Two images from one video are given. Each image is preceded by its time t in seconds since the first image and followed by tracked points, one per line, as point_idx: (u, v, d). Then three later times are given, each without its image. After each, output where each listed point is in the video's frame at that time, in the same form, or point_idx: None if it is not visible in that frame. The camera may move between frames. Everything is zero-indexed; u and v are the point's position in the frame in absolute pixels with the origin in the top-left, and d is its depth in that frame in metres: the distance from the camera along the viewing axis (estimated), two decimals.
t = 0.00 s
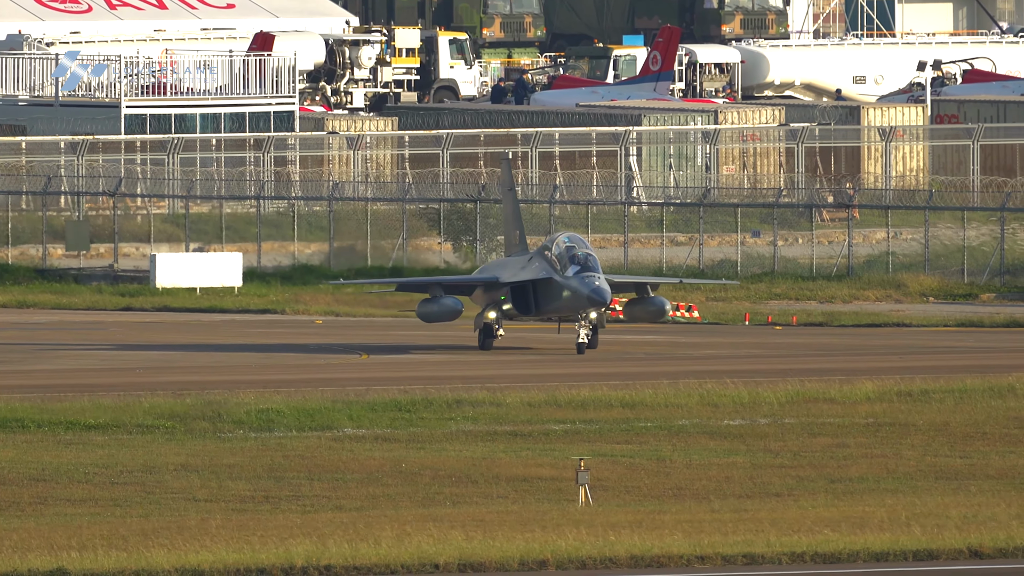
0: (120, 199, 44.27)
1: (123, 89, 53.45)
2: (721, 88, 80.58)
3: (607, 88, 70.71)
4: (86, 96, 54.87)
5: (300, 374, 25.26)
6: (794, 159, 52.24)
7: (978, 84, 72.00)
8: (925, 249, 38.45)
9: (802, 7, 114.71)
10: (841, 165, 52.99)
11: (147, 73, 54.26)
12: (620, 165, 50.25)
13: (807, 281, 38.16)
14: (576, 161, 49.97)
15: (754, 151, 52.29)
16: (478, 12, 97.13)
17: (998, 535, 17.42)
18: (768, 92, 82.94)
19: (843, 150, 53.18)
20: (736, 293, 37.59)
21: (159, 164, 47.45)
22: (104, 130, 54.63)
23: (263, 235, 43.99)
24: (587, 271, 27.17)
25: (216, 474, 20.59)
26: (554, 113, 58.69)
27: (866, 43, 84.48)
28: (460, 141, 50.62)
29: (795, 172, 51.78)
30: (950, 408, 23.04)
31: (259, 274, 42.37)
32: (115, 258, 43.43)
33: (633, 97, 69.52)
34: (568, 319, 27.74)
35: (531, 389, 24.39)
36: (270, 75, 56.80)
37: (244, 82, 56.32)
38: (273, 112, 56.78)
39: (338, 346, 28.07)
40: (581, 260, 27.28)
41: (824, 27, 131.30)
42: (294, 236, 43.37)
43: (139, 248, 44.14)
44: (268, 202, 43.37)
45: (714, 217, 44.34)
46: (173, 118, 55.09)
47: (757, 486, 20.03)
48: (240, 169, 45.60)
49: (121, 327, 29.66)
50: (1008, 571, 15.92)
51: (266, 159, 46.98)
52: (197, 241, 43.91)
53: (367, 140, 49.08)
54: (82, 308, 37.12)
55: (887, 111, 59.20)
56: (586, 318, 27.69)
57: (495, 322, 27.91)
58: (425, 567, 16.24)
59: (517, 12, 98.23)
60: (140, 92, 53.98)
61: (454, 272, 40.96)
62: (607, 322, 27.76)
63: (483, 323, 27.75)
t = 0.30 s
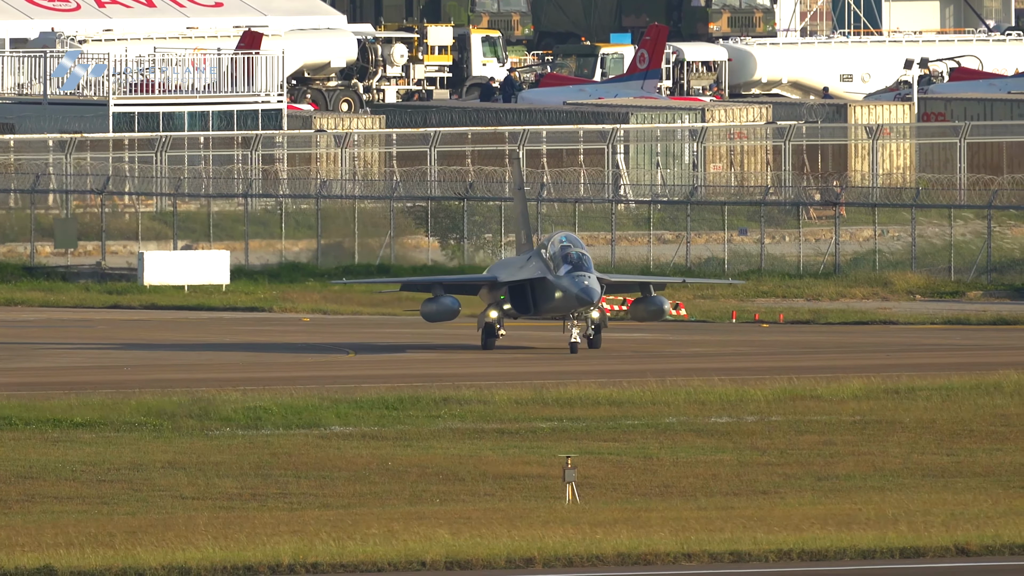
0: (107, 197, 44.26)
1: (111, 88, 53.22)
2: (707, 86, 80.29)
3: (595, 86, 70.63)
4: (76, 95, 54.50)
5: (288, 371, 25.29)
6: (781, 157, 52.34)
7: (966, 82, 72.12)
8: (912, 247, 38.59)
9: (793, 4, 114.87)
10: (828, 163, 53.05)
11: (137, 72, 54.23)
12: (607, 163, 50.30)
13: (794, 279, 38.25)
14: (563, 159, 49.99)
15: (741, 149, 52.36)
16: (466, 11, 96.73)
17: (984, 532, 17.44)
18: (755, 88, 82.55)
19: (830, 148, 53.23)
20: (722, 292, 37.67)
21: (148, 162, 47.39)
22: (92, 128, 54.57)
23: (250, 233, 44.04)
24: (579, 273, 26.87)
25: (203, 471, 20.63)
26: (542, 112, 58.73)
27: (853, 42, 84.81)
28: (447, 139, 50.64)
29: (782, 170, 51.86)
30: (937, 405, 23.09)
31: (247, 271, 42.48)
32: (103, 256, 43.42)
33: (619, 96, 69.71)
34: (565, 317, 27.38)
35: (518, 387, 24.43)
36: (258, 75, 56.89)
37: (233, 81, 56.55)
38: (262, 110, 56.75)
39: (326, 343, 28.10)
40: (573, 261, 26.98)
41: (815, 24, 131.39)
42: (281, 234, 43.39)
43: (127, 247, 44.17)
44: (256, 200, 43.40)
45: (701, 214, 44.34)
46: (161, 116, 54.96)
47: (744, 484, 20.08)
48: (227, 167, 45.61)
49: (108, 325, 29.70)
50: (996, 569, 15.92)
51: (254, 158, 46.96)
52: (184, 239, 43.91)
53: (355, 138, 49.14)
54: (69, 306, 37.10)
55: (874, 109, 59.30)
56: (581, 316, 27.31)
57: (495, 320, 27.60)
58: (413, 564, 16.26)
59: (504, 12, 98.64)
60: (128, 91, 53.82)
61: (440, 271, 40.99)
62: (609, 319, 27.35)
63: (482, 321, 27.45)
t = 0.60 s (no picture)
0: (94, 195, 44.11)
1: (98, 86, 52.85)
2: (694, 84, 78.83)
3: (580, 85, 69.95)
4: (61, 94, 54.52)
5: (274, 370, 25.31)
6: (767, 156, 52.35)
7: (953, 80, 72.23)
8: (898, 246, 38.66)
9: None
10: (814, 161, 53.02)
11: (122, 71, 53.88)
12: (592, 161, 50.25)
13: (780, 277, 38.23)
14: (549, 158, 49.94)
15: (727, 148, 52.38)
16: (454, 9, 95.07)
17: (970, 531, 17.46)
18: (741, 88, 83.08)
19: (816, 146, 53.21)
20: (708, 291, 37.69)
21: (133, 161, 47.27)
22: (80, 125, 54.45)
23: (236, 231, 44.05)
24: (564, 272, 26.53)
25: (188, 469, 20.66)
26: (528, 109, 58.68)
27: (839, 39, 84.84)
28: (433, 137, 50.56)
29: (767, 168, 51.87)
30: (923, 404, 23.13)
31: (233, 270, 42.52)
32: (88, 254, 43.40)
33: (606, 94, 69.82)
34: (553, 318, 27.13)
35: (504, 386, 24.46)
36: (245, 72, 56.92)
37: (218, 79, 56.34)
38: (248, 108, 56.98)
39: (311, 342, 28.12)
40: (559, 260, 26.64)
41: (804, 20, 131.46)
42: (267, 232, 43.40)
43: (112, 245, 44.19)
44: (241, 198, 43.44)
45: (687, 213, 44.27)
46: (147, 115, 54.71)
47: (729, 482, 20.12)
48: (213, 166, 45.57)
49: (93, 324, 29.68)
50: (980, 569, 15.95)
51: (240, 156, 46.88)
52: (170, 237, 43.85)
53: (340, 136, 49.05)
54: (54, 304, 37.02)
55: (860, 107, 59.31)
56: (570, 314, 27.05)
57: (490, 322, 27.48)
58: (399, 562, 16.31)
59: (491, 9, 98.62)
60: (114, 89, 53.53)
61: (423, 271, 40.97)
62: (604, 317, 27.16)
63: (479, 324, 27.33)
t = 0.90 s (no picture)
0: (79, 194, 44.14)
1: (82, 84, 52.62)
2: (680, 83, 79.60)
3: (564, 84, 69.90)
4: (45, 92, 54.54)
5: (260, 368, 25.32)
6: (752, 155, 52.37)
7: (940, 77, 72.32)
8: (884, 244, 38.67)
9: None
10: (800, 159, 53.01)
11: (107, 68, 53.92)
12: (577, 160, 50.21)
13: (765, 276, 38.25)
14: (534, 156, 49.89)
15: (712, 146, 52.46)
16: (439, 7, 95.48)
17: (956, 531, 17.47)
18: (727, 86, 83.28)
19: (801, 145, 53.19)
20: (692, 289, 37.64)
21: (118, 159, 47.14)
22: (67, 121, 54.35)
23: (221, 229, 44.11)
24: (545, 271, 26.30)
25: (173, 469, 20.65)
26: (513, 107, 58.66)
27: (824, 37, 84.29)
28: (418, 135, 50.50)
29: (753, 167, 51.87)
30: (908, 403, 23.15)
31: (217, 267, 42.51)
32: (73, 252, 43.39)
33: (590, 92, 69.91)
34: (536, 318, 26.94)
35: (489, 384, 24.47)
36: (230, 68, 56.45)
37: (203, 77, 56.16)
38: (233, 107, 56.46)
39: (297, 341, 28.12)
40: (540, 259, 26.44)
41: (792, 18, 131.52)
42: (251, 231, 43.48)
43: (97, 244, 44.20)
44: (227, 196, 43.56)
45: (673, 212, 44.18)
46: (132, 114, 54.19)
47: (715, 482, 20.13)
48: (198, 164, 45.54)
49: (77, 322, 29.66)
50: (964, 569, 15.94)
51: (225, 155, 46.82)
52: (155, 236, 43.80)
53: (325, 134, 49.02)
54: (40, 303, 36.90)
55: (845, 106, 59.37)
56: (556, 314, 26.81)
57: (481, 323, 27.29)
58: (384, 563, 16.31)
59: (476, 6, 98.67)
60: (99, 87, 53.41)
61: (408, 271, 40.95)
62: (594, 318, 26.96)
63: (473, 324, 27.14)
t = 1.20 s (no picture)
0: (65, 193, 44.33)
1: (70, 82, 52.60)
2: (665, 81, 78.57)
3: (551, 82, 69.95)
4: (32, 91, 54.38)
5: (247, 367, 25.32)
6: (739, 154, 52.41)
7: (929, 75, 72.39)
8: (870, 243, 38.72)
9: None
10: (786, 158, 53.01)
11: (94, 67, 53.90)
12: (564, 158, 50.22)
13: (751, 275, 38.23)
14: (520, 155, 49.97)
15: (699, 145, 52.51)
16: (423, 4, 96.04)
17: (942, 529, 17.48)
18: (713, 84, 82.33)
19: (788, 143, 53.16)
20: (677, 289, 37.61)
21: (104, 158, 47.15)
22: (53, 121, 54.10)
23: (207, 229, 44.19)
24: (523, 271, 26.31)
25: (159, 467, 20.66)
26: (501, 106, 58.63)
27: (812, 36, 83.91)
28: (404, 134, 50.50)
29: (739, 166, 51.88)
30: (895, 402, 23.16)
31: (204, 266, 42.65)
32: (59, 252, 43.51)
33: (577, 90, 70.06)
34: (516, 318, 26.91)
35: (475, 383, 24.49)
36: (217, 67, 56.60)
37: (190, 76, 56.19)
38: (219, 106, 56.53)
39: (283, 340, 28.12)
40: (518, 259, 26.47)
41: (784, 16, 131.62)
42: (238, 230, 43.57)
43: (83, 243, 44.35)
44: (213, 195, 43.71)
45: (658, 211, 44.22)
46: (118, 112, 54.27)
47: (701, 480, 20.14)
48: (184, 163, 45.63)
49: (64, 322, 29.65)
50: (946, 568, 15.94)
51: (211, 153, 46.90)
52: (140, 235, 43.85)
53: (311, 132, 49.07)
54: (26, 301, 36.87)
55: (832, 104, 59.41)
56: (537, 314, 26.79)
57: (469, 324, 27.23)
58: (371, 562, 16.36)
59: (461, 6, 98.91)
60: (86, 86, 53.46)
61: (394, 270, 40.94)
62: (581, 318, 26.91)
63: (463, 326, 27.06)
